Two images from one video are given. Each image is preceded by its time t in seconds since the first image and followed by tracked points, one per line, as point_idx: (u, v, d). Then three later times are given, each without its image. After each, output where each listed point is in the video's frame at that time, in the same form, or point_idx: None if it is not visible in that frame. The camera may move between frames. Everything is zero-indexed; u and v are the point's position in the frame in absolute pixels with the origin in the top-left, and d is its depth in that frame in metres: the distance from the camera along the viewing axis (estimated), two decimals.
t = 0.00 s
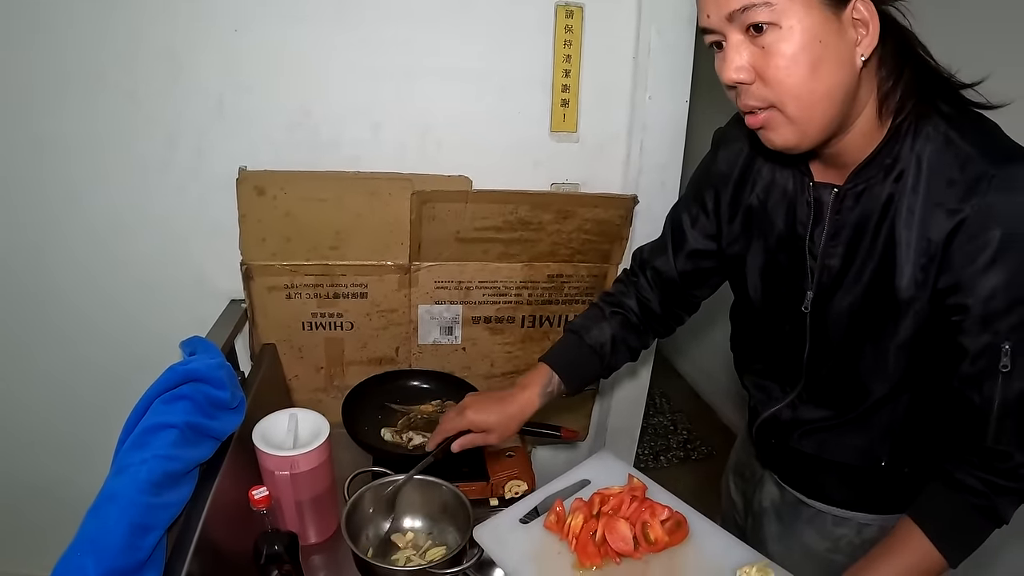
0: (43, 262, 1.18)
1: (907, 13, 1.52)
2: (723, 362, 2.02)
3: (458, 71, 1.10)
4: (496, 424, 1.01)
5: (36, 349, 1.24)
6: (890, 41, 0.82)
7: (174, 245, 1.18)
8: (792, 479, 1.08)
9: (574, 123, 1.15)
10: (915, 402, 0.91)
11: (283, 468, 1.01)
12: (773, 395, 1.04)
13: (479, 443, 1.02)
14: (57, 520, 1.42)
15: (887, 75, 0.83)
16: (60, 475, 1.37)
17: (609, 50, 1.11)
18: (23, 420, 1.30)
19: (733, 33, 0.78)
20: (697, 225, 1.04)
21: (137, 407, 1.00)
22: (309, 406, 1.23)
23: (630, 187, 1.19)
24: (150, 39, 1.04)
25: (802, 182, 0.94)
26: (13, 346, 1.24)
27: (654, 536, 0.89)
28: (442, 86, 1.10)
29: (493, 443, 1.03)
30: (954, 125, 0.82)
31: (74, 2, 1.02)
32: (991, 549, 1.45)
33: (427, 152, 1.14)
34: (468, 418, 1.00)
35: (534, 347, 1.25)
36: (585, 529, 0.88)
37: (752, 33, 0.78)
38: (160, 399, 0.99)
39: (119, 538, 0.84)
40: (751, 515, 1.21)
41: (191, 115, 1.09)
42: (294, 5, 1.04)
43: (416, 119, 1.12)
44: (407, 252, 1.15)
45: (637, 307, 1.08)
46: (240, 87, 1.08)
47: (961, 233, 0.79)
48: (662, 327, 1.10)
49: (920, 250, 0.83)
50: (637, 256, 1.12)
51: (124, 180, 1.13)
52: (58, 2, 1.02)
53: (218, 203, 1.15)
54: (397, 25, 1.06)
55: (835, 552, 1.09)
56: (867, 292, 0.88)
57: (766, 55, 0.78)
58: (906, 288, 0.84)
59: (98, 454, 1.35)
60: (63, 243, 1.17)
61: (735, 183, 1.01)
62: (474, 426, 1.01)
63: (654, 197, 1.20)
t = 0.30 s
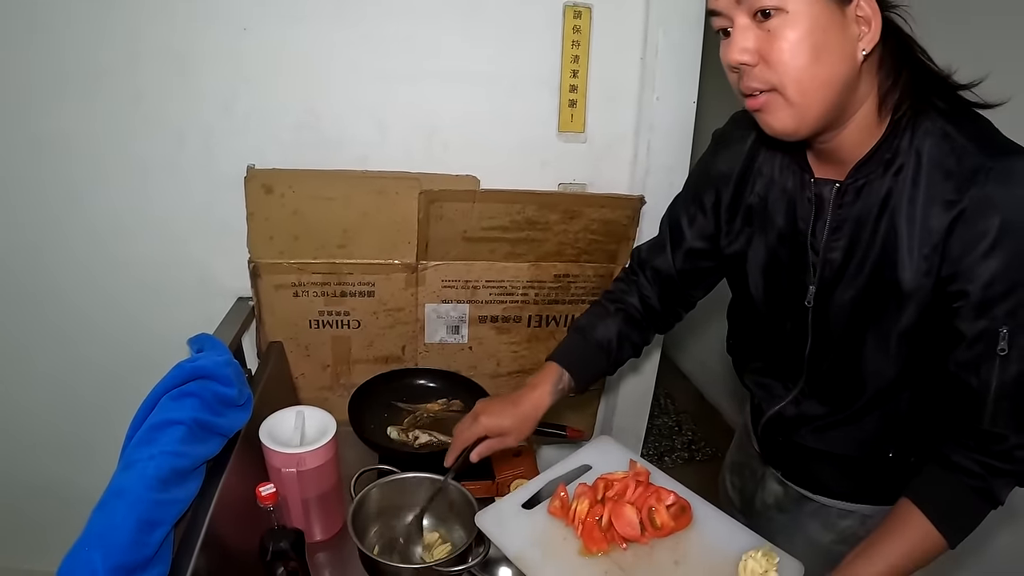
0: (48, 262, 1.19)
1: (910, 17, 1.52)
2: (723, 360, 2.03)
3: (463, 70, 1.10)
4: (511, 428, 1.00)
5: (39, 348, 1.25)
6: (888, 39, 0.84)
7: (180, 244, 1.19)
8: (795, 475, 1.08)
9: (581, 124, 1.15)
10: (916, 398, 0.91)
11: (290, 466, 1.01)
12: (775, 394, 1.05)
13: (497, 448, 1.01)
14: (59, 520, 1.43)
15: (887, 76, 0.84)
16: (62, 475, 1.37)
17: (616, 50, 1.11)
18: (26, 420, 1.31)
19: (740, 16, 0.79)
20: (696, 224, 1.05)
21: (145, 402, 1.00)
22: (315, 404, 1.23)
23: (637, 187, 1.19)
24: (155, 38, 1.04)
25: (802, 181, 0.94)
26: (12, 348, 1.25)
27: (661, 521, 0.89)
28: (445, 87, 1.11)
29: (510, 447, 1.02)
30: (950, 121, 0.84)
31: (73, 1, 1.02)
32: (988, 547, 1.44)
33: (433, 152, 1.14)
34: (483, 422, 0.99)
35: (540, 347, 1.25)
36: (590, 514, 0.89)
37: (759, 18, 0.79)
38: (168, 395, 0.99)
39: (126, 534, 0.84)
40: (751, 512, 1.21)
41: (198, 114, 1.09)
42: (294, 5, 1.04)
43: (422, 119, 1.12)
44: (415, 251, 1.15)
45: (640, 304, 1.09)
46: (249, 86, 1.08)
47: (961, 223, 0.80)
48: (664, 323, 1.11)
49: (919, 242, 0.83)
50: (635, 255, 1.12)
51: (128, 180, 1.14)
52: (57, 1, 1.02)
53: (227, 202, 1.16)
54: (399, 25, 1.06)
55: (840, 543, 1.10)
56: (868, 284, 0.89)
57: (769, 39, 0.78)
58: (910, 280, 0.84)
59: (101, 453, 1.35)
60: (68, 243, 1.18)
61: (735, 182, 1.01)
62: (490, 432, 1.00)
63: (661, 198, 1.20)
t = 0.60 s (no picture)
0: (59, 254, 1.19)
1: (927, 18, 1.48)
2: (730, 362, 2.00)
3: (479, 69, 1.10)
4: (519, 429, 0.99)
5: (50, 340, 1.26)
6: (908, 42, 0.85)
7: (194, 238, 1.19)
8: (795, 470, 1.07)
9: (596, 123, 1.15)
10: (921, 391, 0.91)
11: (300, 460, 1.01)
12: (783, 387, 1.03)
13: (505, 448, 0.99)
14: (65, 514, 1.43)
15: (905, 79, 0.85)
16: (69, 467, 1.37)
17: (632, 50, 1.11)
18: (35, 412, 1.31)
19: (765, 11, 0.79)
20: (708, 217, 1.04)
21: (157, 395, 1.00)
22: (325, 399, 1.23)
23: (651, 187, 1.19)
24: (173, 34, 1.05)
25: (818, 177, 0.94)
26: (12, 336, 1.25)
27: (681, 530, 0.89)
28: (460, 85, 1.11)
29: (517, 448, 1.00)
30: (966, 120, 0.84)
31: None
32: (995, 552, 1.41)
33: (448, 150, 1.15)
34: (491, 426, 0.97)
35: (552, 346, 1.25)
36: (609, 526, 0.88)
37: (783, 13, 0.79)
38: (179, 388, 1.00)
39: (137, 523, 0.84)
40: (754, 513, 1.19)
41: (214, 108, 1.10)
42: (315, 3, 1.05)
43: (437, 117, 1.13)
44: (428, 248, 1.15)
45: (648, 301, 1.07)
46: (265, 81, 1.09)
47: (976, 222, 0.81)
48: (672, 319, 1.09)
49: (934, 241, 0.84)
50: (646, 251, 1.11)
51: (141, 173, 1.14)
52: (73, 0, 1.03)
53: (241, 196, 1.16)
54: (416, 23, 1.07)
55: (842, 542, 1.08)
56: (875, 287, 0.89)
57: (795, 33, 0.78)
58: (924, 275, 0.85)
59: (108, 447, 1.36)
60: (80, 236, 1.18)
61: (750, 177, 1.01)
62: (498, 434, 0.99)
63: (674, 198, 1.20)
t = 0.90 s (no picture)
0: (81, 241, 1.20)
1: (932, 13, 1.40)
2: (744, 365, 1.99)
3: (503, 65, 1.11)
4: (525, 435, 0.99)
5: (70, 327, 1.26)
6: (923, 46, 0.84)
7: (215, 228, 1.20)
8: (811, 462, 1.07)
9: (618, 120, 1.15)
10: (937, 387, 0.92)
11: (318, 448, 1.01)
12: (802, 380, 1.03)
13: (511, 453, 0.99)
14: (81, 500, 1.43)
15: (918, 86, 0.85)
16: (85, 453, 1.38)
17: (655, 50, 1.12)
18: (53, 397, 1.32)
19: (778, 37, 0.80)
20: (726, 214, 1.03)
21: (177, 380, 1.00)
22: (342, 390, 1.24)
23: (672, 185, 1.20)
24: (202, 24, 1.06)
25: (837, 177, 0.94)
26: (11, 329, 1.27)
27: (701, 518, 0.90)
28: (483, 80, 1.11)
29: (524, 452, 1.00)
30: (983, 122, 0.85)
31: None
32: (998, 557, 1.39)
33: (472, 145, 1.15)
34: (498, 431, 0.97)
35: (570, 342, 1.25)
36: (631, 515, 0.90)
37: (795, 36, 0.80)
38: (200, 373, 0.99)
39: (157, 506, 0.84)
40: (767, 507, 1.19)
41: (238, 99, 1.10)
42: None
43: (461, 112, 1.13)
44: (448, 242, 1.16)
45: (659, 303, 1.06)
46: (291, 72, 1.09)
47: (992, 223, 0.82)
48: (685, 321, 1.09)
49: (952, 236, 0.84)
50: (661, 250, 1.10)
51: (165, 162, 1.15)
52: None
53: (261, 186, 1.16)
54: (442, 18, 1.07)
55: (857, 533, 1.08)
56: (892, 288, 0.90)
57: (807, 56, 0.79)
58: (942, 273, 0.85)
59: (124, 434, 1.36)
60: (102, 224, 1.19)
61: (767, 178, 1.00)
62: (504, 439, 0.98)
63: (695, 196, 1.21)
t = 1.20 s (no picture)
0: (100, 229, 1.20)
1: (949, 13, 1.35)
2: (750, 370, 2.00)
3: (525, 64, 1.12)
4: (574, 407, 0.99)
5: (88, 314, 1.27)
6: (947, 51, 0.84)
7: (235, 219, 1.20)
8: (825, 462, 1.07)
9: (639, 119, 1.16)
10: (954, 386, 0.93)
11: (337, 440, 1.01)
12: (820, 379, 1.03)
13: (564, 429, 0.99)
14: (92, 487, 1.43)
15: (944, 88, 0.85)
16: (98, 439, 1.38)
17: (676, 51, 1.13)
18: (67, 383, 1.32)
19: (803, 50, 0.80)
20: (745, 213, 1.04)
21: (196, 368, 1.00)
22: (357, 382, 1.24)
23: (690, 186, 1.21)
24: (225, 16, 1.06)
25: (860, 178, 0.95)
26: (15, 325, 1.28)
27: (730, 512, 0.93)
28: (505, 76, 1.12)
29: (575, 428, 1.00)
30: (1006, 128, 0.86)
31: None
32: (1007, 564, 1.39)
33: (493, 141, 1.16)
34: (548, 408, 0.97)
35: (586, 340, 1.26)
36: (661, 508, 0.92)
37: (820, 49, 0.80)
38: (221, 360, 1.00)
39: (177, 492, 0.83)
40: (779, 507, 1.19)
41: (261, 90, 1.11)
42: None
43: (483, 109, 1.14)
44: (468, 237, 1.17)
45: (689, 284, 1.07)
46: (313, 64, 1.10)
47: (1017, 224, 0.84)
48: (710, 305, 1.09)
49: (977, 237, 0.86)
50: (683, 240, 1.12)
51: (187, 152, 1.15)
52: None
53: (282, 178, 1.17)
54: (467, 14, 1.08)
55: (869, 532, 1.07)
56: (914, 289, 0.91)
57: (832, 68, 0.80)
58: (965, 275, 0.87)
59: (137, 422, 1.36)
60: (122, 213, 1.19)
61: (790, 176, 1.01)
62: (555, 414, 0.98)
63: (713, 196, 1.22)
